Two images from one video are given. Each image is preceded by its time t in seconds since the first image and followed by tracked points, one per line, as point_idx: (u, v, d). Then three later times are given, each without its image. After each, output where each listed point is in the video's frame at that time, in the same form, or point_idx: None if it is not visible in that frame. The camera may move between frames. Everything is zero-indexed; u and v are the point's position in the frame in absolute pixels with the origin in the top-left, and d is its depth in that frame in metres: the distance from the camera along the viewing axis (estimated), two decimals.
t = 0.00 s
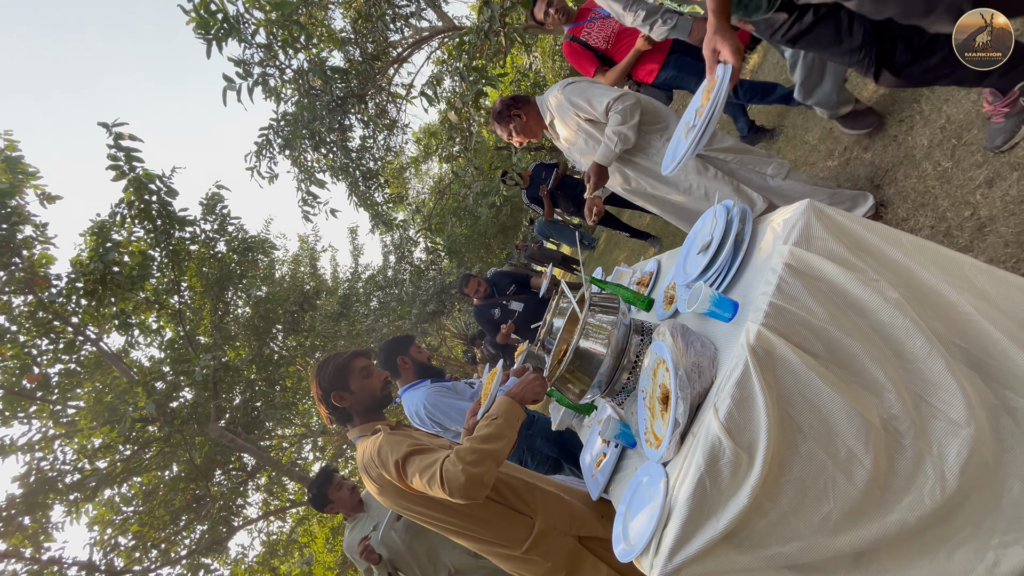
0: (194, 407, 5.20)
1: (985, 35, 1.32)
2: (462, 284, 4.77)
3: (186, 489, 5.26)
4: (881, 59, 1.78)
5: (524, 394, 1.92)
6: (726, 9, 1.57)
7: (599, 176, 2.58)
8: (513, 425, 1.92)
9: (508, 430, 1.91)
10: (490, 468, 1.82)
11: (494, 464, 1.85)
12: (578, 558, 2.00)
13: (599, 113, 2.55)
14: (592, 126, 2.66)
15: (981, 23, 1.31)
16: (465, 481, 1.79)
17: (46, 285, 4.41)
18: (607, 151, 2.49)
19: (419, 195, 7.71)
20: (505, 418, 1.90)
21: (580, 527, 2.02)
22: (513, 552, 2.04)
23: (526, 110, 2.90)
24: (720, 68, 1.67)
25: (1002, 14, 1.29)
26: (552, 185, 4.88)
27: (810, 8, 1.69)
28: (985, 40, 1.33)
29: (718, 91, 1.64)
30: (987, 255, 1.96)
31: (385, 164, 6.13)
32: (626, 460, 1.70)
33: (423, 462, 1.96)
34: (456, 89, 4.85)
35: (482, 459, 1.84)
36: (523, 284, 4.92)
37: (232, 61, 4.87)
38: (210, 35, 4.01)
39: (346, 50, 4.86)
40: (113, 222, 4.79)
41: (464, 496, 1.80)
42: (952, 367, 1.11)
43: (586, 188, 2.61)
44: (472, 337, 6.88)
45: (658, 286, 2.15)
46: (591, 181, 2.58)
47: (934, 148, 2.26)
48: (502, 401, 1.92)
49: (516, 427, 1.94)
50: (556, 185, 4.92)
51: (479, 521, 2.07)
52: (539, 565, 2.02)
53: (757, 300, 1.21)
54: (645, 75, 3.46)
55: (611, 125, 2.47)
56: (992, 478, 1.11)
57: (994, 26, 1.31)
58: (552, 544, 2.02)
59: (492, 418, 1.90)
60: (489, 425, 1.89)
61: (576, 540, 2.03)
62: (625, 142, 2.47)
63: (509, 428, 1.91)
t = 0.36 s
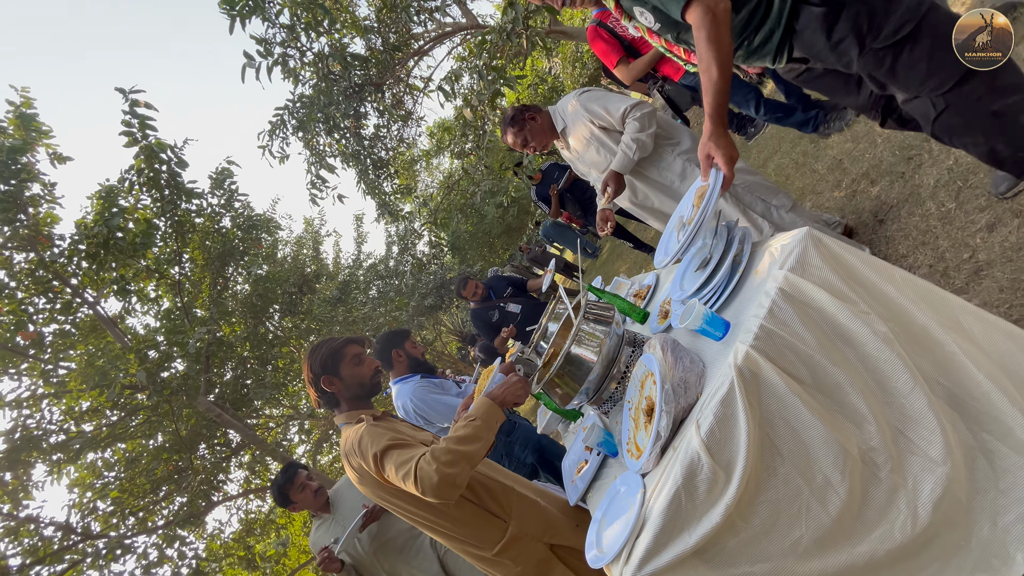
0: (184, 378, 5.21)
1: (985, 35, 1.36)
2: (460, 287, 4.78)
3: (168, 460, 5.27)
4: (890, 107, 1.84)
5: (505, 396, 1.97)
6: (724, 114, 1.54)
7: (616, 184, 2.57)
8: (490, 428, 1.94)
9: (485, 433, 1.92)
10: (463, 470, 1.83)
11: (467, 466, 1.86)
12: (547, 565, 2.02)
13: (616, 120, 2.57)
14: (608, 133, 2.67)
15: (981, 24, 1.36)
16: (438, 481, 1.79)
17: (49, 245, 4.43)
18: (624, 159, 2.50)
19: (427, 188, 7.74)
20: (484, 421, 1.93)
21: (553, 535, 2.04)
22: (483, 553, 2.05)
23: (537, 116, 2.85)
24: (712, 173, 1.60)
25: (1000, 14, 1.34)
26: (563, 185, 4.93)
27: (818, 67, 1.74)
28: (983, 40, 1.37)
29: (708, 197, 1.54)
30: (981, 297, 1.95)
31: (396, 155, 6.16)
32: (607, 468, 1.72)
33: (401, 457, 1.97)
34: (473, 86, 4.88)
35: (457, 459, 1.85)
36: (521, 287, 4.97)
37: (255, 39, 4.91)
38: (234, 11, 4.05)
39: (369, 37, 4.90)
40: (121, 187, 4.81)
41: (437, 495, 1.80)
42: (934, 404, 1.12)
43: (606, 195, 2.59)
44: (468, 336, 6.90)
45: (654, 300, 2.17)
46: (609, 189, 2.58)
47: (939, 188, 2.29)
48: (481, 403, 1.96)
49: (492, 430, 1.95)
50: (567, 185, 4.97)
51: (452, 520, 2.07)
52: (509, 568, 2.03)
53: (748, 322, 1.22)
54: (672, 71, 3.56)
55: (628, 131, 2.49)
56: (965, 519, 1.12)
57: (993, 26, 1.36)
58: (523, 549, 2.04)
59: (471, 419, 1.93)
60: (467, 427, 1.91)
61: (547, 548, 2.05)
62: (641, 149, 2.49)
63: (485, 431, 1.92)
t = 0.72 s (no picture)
0: (181, 347, 5.24)
1: (987, 35, 1.82)
2: (466, 278, 4.79)
3: (157, 426, 5.31)
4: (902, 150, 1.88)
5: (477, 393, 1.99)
6: (723, 180, 1.48)
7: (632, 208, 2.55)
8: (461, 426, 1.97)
9: (455, 431, 1.95)
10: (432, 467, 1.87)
11: (437, 464, 1.90)
12: (518, 566, 2.09)
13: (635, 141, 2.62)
14: (625, 153, 2.73)
15: (982, 24, 1.81)
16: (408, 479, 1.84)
17: (60, 202, 4.48)
18: (641, 181, 2.54)
19: (438, 182, 7.79)
20: (453, 418, 1.95)
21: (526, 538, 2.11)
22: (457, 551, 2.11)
23: (553, 129, 2.89)
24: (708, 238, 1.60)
25: (998, 18, 1.79)
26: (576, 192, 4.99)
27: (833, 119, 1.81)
28: (986, 39, 1.83)
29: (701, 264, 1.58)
30: (971, 345, 1.99)
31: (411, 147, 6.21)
32: (590, 475, 1.77)
33: (379, 451, 2.03)
34: (495, 87, 4.93)
35: (427, 457, 1.89)
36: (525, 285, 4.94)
37: (284, 19, 4.97)
38: None
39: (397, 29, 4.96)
40: (137, 152, 4.86)
41: (407, 492, 1.87)
42: (909, 445, 1.16)
43: (620, 217, 2.57)
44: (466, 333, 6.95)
45: (651, 317, 2.23)
46: (625, 215, 2.55)
47: (942, 236, 2.34)
48: (453, 400, 1.98)
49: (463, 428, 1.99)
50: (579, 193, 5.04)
51: (429, 516, 2.12)
52: (481, 567, 2.10)
53: (740, 350, 1.26)
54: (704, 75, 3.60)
55: (647, 154, 2.54)
56: (929, 557, 1.16)
57: (994, 26, 1.81)
58: (497, 550, 2.09)
59: (440, 417, 1.95)
60: (438, 425, 1.94)
61: (520, 549, 2.12)
62: (659, 172, 2.53)
63: (455, 429, 1.95)
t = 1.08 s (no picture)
0: (181, 316, 5.32)
1: (988, 35, 2.02)
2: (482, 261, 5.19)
3: (150, 392, 5.39)
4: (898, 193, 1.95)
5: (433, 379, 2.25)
6: (708, 215, 1.52)
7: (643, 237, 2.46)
8: (419, 410, 2.13)
9: (413, 414, 2.11)
10: (391, 448, 2.00)
11: (398, 446, 2.02)
12: (488, 557, 2.17)
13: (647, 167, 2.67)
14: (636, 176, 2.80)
15: (983, 26, 2.02)
16: (369, 461, 1.98)
17: (76, 162, 4.57)
18: (652, 211, 2.55)
19: (450, 178, 7.86)
20: (412, 401, 2.14)
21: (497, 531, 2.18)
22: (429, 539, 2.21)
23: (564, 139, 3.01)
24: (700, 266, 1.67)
25: (997, 20, 1.99)
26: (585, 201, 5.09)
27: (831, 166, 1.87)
28: (987, 39, 2.03)
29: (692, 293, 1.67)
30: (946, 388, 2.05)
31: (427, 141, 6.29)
32: (569, 476, 1.84)
33: (350, 437, 2.18)
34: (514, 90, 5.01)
35: (387, 438, 2.02)
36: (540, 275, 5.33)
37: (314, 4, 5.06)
38: None
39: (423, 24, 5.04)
40: (156, 120, 4.95)
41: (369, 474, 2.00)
42: (870, 474, 1.24)
43: (632, 247, 2.45)
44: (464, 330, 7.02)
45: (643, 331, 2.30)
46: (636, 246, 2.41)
47: (931, 279, 2.43)
48: (413, 386, 2.17)
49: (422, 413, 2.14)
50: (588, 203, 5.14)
51: (403, 504, 2.22)
52: (452, 556, 2.19)
53: (719, 371, 1.33)
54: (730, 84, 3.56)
55: (658, 183, 2.58)
56: None
57: (996, 27, 2.00)
58: (468, 541, 2.17)
59: (400, 402, 2.12)
60: (397, 410, 2.10)
61: (490, 541, 2.19)
62: (670, 202, 2.56)
63: (413, 413, 2.11)
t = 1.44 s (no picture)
0: (186, 287, 5.42)
1: (988, 35, 2.60)
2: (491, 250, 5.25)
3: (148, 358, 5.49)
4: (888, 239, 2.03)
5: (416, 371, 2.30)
6: (703, 243, 1.58)
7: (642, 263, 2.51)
8: (401, 399, 2.21)
9: (396, 403, 2.20)
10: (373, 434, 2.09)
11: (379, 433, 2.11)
12: (460, 548, 2.26)
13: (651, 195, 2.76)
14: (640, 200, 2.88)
15: (984, 24, 2.59)
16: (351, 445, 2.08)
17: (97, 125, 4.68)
18: (653, 240, 2.63)
19: (461, 175, 7.97)
20: (396, 392, 2.21)
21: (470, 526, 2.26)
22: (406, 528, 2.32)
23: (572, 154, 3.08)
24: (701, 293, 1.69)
25: (998, 19, 2.56)
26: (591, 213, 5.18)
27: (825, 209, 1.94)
28: (988, 39, 2.61)
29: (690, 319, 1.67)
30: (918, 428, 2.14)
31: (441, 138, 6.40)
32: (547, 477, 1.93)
33: (336, 422, 2.28)
34: (531, 97, 5.11)
35: (370, 424, 2.11)
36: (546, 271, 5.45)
37: None
38: None
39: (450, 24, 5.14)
40: (180, 92, 5.05)
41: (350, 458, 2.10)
42: (826, 500, 1.32)
43: (631, 274, 2.51)
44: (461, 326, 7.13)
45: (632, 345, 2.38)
46: (636, 270, 2.50)
47: (914, 322, 2.52)
48: (397, 379, 2.25)
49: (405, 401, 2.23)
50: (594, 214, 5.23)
51: (382, 491, 2.33)
52: (427, 545, 2.30)
53: (695, 390, 1.41)
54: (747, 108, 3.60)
55: (659, 214, 2.66)
56: None
57: (997, 25, 2.58)
58: (442, 532, 2.27)
59: (384, 391, 2.20)
60: (381, 398, 2.18)
61: (464, 534, 2.28)
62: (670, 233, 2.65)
63: (396, 401, 2.20)
